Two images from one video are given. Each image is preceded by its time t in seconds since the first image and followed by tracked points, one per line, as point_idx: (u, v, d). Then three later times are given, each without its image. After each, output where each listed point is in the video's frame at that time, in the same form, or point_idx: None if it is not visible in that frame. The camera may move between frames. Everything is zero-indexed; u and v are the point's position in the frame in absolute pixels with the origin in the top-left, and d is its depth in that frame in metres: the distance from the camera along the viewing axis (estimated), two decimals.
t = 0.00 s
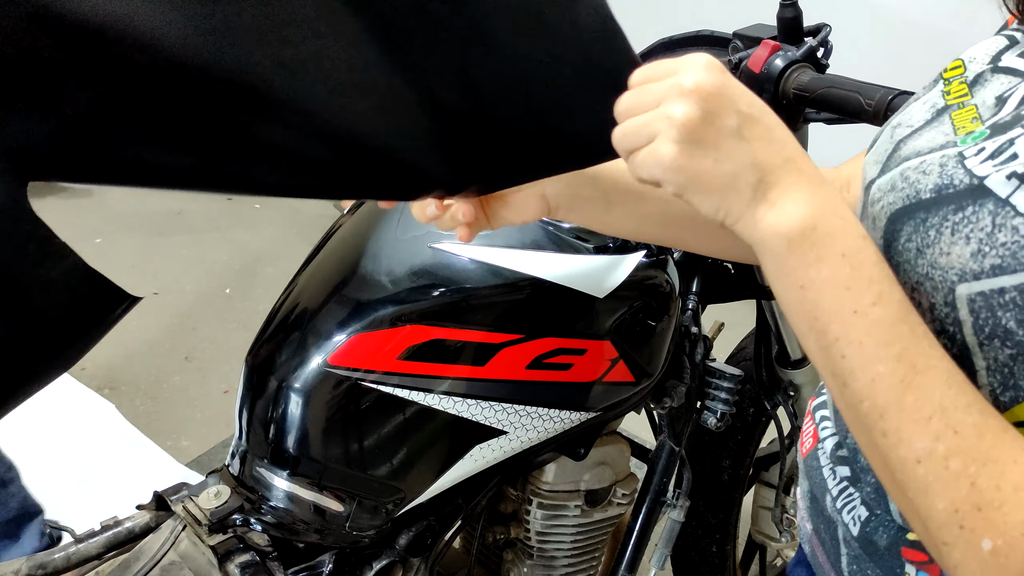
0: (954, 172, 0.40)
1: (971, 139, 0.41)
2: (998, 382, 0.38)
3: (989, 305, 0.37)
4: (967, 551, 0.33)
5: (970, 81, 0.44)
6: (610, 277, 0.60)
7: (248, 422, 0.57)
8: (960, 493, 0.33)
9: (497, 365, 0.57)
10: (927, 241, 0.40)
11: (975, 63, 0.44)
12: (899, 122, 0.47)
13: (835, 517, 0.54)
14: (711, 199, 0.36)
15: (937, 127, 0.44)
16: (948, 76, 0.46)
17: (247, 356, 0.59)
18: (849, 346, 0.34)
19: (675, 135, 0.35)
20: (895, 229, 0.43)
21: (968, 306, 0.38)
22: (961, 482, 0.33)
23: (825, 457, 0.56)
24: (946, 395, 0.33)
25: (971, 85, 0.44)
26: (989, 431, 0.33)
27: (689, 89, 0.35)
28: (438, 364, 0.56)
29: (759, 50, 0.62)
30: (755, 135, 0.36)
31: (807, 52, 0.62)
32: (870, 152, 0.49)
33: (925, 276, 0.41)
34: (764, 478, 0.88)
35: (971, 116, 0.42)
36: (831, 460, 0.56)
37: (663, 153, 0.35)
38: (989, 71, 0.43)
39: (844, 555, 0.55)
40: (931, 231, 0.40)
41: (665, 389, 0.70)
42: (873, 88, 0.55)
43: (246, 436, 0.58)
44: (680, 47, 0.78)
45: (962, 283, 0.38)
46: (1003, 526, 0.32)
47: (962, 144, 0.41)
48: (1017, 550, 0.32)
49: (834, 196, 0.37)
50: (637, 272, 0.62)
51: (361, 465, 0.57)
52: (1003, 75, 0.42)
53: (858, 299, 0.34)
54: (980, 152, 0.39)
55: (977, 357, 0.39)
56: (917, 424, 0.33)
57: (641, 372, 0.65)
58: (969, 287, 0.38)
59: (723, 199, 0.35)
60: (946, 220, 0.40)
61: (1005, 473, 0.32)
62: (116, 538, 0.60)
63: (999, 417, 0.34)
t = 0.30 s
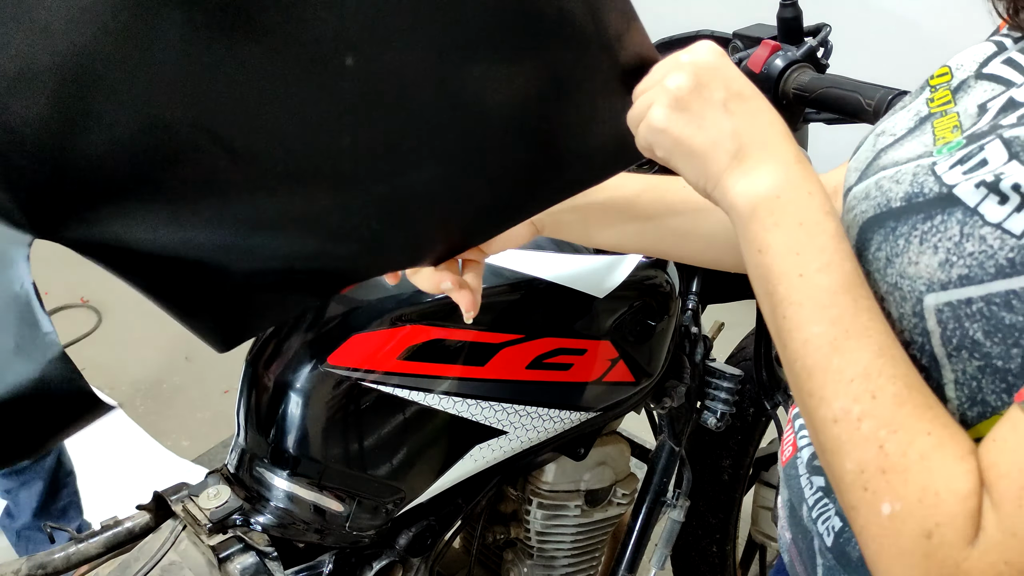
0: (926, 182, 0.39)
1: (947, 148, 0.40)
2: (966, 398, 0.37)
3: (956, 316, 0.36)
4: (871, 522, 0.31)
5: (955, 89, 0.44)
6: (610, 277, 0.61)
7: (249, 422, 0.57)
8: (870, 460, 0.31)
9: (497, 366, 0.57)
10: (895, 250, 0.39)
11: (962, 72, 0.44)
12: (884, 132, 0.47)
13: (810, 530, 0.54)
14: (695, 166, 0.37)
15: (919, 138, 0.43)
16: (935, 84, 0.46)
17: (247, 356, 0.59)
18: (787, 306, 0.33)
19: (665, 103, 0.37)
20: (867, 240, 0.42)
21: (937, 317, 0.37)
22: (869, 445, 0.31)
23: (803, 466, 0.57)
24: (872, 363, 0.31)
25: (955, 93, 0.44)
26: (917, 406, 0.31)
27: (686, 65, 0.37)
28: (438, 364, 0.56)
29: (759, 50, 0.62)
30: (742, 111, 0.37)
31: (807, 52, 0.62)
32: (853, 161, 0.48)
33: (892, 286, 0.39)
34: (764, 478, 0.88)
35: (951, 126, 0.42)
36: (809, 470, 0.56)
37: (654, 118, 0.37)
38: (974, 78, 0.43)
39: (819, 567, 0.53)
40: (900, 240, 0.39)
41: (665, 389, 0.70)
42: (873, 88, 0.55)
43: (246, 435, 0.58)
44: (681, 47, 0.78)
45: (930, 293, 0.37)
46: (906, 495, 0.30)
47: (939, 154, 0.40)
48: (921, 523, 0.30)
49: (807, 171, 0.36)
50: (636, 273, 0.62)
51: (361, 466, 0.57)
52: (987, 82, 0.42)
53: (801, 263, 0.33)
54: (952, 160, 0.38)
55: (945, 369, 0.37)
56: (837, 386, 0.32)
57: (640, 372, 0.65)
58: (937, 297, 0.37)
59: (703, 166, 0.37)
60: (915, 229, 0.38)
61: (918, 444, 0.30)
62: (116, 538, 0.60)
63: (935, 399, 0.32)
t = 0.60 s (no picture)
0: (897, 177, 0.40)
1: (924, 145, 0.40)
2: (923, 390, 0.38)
3: (914, 307, 0.37)
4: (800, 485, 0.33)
5: (949, 89, 0.44)
6: (611, 276, 0.61)
7: (249, 422, 0.57)
8: (805, 424, 0.32)
9: (497, 366, 0.57)
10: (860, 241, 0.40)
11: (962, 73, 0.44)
12: (879, 132, 0.48)
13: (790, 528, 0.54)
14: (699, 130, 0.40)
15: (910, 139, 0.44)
16: (934, 84, 0.46)
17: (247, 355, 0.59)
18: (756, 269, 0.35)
19: (674, 66, 0.40)
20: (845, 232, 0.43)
21: (896, 307, 0.38)
22: (805, 408, 0.32)
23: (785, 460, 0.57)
24: (824, 333, 0.33)
25: (948, 93, 0.44)
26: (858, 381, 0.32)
27: (699, 30, 0.40)
28: (439, 365, 0.56)
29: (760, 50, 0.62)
30: (749, 80, 0.39)
31: (807, 52, 0.62)
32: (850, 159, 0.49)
33: (859, 278, 0.40)
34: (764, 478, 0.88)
35: (935, 126, 0.42)
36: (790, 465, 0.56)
37: (664, 82, 0.41)
38: (967, 77, 0.43)
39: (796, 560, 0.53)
40: (865, 233, 0.40)
41: (665, 389, 0.70)
42: (874, 88, 0.55)
43: (246, 435, 0.57)
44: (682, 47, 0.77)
45: (890, 285, 0.38)
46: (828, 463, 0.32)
47: (915, 151, 0.41)
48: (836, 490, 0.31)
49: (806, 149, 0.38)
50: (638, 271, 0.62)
51: (360, 466, 0.57)
52: (978, 81, 0.42)
53: (772, 230, 0.35)
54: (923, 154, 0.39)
55: (905, 362, 0.38)
56: (783, 352, 0.33)
57: (639, 372, 0.65)
58: (897, 289, 0.38)
59: (704, 130, 0.40)
60: (880, 222, 0.40)
61: (852, 412, 0.31)
62: (116, 538, 0.60)
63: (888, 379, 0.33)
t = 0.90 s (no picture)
0: (883, 178, 0.42)
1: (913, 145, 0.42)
2: (897, 390, 0.40)
3: (890, 308, 0.38)
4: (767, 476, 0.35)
5: (953, 95, 0.43)
6: (610, 276, 0.60)
7: (249, 422, 0.57)
8: (778, 419, 0.34)
9: (497, 366, 0.57)
10: (842, 241, 0.42)
11: (967, 77, 0.44)
12: (878, 131, 0.48)
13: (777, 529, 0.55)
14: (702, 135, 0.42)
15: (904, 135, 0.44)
16: (939, 86, 0.46)
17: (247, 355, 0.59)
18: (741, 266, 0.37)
19: (671, 75, 0.44)
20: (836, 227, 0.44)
21: (873, 308, 0.40)
22: (778, 404, 0.34)
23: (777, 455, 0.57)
24: (802, 331, 0.34)
25: (953, 99, 0.43)
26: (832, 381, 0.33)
27: (698, 41, 0.43)
28: (438, 365, 0.56)
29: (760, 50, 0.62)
30: (745, 83, 0.41)
31: (807, 52, 0.62)
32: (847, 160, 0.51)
33: (841, 276, 0.42)
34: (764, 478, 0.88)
35: (930, 123, 0.43)
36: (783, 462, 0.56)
37: (665, 92, 0.44)
38: (970, 85, 0.42)
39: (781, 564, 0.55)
40: (847, 232, 0.42)
41: (665, 389, 0.70)
42: (873, 88, 0.55)
43: (246, 435, 0.58)
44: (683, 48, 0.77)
45: (868, 285, 0.40)
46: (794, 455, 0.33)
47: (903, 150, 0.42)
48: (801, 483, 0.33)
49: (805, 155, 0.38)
50: (638, 271, 0.62)
51: (360, 466, 0.57)
52: (979, 88, 0.41)
53: (762, 230, 0.36)
54: (909, 157, 0.40)
55: (882, 363, 0.40)
56: (764, 351, 0.35)
57: (640, 373, 0.65)
58: (874, 289, 0.39)
59: (702, 134, 0.42)
60: (860, 221, 0.41)
61: (819, 411, 0.33)
62: (116, 539, 0.60)
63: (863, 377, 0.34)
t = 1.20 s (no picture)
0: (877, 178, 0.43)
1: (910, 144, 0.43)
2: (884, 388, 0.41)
3: (876, 305, 0.40)
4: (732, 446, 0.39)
5: (959, 97, 0.44)
6: (610, 276, 0.60)
7: (249, 422, 0.57)
8: (745, 396, 0.38)
9: (497, 366, 0.57)
10: (834, 239, 0.43)
11: (977, 79, 0.44)
12: (885, 132, 0.48)
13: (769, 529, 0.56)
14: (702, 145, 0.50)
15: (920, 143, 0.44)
16: (949, 89, 0.46)
17: (247, 355, 0.59)
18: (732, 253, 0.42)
19: (681, 91, 0.52)
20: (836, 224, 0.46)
21: (861, 305, 0.41)
22: (743, 381, 0.39)
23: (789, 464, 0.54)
24: (771, 315, 0.39)
25: (958, 100, 0.43)
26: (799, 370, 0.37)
27: (700, 57, 0.50)
28: (438, 366, 0.56)
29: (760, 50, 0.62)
30: (735, 91, 0.48)
31: (807, 52, 0.62)
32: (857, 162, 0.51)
33: (829, 275, 0.44)
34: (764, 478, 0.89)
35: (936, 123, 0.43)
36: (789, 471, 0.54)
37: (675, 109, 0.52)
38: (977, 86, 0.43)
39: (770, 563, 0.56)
40: (839, 230, 0.43)
41: (665, 389, 0.70)
42: (873, 88, 0.55)
43: (246, 435, 0.58)
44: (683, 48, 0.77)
45: (857, 283, 0.42)
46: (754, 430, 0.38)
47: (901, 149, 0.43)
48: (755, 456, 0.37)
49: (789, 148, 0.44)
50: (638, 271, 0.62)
51: (360, 466, 0.57)
52: (985, 91, 0.42)
53: (745, 224, 0.42)
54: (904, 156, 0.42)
55: (869, 361, 0.42)
56: (745, 337, 0.39)
57: (639, 373, 0.65)
58: (862, 287, 0.41)
59: (707, 140, 0.49)
60: (853, 220, 0.43)
61: (780, 387, 0.37)
62: (116, 539, 0.60)
63: (834, 371, 0.38)
